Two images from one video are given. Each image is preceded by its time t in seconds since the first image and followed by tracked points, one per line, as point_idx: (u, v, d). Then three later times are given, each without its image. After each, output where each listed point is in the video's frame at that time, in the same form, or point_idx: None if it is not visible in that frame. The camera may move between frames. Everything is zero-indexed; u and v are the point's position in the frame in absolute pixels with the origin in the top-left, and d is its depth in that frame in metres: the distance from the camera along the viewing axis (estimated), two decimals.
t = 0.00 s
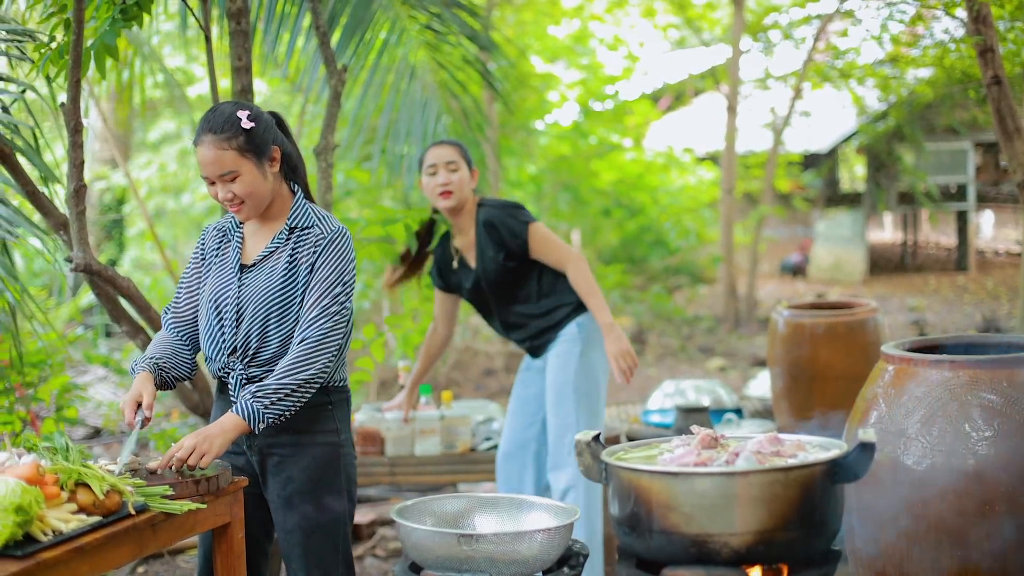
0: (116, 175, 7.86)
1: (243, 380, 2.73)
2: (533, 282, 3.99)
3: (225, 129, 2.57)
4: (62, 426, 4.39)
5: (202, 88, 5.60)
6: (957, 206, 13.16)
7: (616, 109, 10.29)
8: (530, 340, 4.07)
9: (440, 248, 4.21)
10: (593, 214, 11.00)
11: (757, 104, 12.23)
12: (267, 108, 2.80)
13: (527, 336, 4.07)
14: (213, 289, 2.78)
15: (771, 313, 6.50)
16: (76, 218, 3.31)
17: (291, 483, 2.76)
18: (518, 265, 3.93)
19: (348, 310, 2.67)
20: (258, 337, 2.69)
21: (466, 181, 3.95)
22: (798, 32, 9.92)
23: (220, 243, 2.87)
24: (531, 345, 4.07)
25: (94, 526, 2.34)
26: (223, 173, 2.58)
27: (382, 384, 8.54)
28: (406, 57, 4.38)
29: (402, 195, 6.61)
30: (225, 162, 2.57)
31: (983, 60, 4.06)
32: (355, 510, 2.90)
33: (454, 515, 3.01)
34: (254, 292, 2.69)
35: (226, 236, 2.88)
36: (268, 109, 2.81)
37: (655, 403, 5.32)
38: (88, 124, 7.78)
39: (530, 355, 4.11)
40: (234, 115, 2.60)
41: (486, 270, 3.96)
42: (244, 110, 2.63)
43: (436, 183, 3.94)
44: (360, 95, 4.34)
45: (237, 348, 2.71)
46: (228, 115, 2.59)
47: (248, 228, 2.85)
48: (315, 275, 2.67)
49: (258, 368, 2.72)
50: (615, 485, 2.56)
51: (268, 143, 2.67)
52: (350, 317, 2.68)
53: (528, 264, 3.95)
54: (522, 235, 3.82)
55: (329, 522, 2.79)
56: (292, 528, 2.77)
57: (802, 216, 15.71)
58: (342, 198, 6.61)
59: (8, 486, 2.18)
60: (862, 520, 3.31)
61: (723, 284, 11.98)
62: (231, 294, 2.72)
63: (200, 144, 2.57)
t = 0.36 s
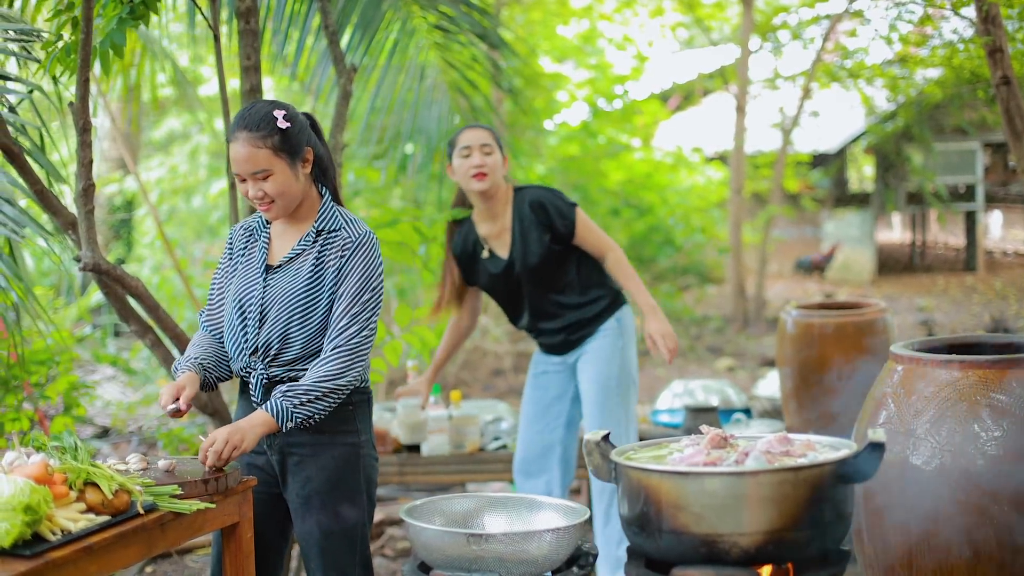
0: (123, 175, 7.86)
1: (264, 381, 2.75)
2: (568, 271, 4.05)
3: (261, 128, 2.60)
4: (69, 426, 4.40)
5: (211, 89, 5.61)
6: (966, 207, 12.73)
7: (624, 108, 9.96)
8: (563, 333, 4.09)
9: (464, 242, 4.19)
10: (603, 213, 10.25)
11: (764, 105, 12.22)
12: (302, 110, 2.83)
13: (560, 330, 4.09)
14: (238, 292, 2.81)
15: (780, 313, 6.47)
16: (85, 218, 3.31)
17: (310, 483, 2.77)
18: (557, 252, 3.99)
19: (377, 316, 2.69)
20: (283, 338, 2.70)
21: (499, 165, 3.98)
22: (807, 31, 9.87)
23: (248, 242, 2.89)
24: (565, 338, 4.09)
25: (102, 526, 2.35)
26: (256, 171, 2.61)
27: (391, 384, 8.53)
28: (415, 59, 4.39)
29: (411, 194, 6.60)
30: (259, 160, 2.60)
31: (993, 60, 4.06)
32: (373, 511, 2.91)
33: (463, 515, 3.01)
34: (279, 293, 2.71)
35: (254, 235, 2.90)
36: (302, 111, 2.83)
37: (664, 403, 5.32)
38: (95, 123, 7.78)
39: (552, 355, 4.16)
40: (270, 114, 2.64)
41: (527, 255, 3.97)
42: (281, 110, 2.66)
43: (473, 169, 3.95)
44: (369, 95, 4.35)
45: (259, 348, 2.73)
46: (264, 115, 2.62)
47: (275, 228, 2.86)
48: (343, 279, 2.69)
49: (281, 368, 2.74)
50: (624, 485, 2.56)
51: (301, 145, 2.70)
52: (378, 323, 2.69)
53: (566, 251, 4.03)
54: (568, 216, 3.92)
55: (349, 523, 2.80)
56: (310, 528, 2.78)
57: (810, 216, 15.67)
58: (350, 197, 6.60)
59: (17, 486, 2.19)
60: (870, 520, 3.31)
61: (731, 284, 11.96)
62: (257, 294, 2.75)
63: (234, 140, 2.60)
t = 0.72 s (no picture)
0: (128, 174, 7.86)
1: (281, 381, 2.76)
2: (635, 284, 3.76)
3: (276, 127, 2.61)
4: (75, 426, 4.40)
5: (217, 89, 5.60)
6: (970, 207, 12.86)
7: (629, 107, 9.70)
8: (617, 344, 3.73)
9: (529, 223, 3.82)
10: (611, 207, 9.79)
11: (769, 105, 12.21)
12: (316, 110, 2.84)
13: (614, 342, 3.74)
14: (253, 291, 2.81)
15: (785, 313, 6.47)
16: (89, 217, 3.31)
17: (326, 482, 2.77)
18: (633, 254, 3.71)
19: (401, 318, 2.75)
20: (300, 338, 2.72)
21: (589, 147, 3.71)
22: (811, 32, 9.88)
23: (261, 240, 2.89)
24: (615, 351, 3.73)
25: (106, 526, 2.35)
26: (270, 171, 2.60)
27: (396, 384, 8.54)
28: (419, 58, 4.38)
29: (416, 193, 6.60)
30: (273, 160, 2.60)
31: (998, 60, 4.05)
32: (386, 509, 2.91)
33: (469, 514, 3.01)
34: (297, 293, 2.72)
35: (265, 234, 2.90)
36: (316, 111, 2.83)
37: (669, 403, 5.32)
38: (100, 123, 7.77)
39: (587, 368, 3.80)
40: (284, 114, 2.64)
41: (606, 249, 3.67)
42: (295, 110, 2.67)
43: (563, 144, 3.66)
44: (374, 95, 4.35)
45: (277, 348, 2.74)
46: (279, 114, 2.63)
47: (289, 228, 2.86)
48: (367, 281, 2.72)
49: (298, 368, 2.74)
50: (629, 485, 2.55)
51: (315, 145, 2.70)
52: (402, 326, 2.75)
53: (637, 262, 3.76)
54: (654, 220, 3.69)
55: (363, 522, 2.80)
56: (325, 527, 2.78)
57: (816, 216, 15.64)
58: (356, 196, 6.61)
59: (20, 486, 2.19)
60: (876, 520, 3.31)
61: (737, 284, 11.96)
62: (273, 295, 2.75)
63: (249, 140, 2.60)
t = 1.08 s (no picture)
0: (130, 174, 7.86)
1: (278, 379, 2.77)
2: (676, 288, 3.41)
3: (277, 129, 2.61)
4: (76, 425, 4.40)
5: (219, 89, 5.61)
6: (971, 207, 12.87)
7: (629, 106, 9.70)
8: (647, 353, 3.36)
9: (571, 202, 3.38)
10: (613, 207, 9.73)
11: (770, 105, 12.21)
12: (318, 110, 2.84)
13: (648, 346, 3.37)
14: (255, 288, 2.81)
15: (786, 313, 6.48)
16: (90, 217, 3.31)
17: (322, 484, 2.78)
18: (680, 258, 3.31)
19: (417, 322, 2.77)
20: (301, 335, 2.72)
21: (648, 140, 3.26)
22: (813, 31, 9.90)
23: (263, 237, 2.90)
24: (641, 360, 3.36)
25: (107, 526, 2.35)
26: (271, 172, 2.61)
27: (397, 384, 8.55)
28: (421, 57, 4.38)
29: (417, 194, 6.62)
30: (274, 161, 2.60)
31: (999, 60, 4.04)
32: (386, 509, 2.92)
33: (470, 514, 3.01)
34: (297, 292, 2.72)
35: (269, 231, 2.90)
36: (318, 112, 2.84)
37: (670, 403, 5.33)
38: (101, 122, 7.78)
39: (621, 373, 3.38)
40: (285, 114, 2.64)
41: (653, 248, 3.31)
42: (297, 110, 2.67)
43: (620, 133, 3.22)
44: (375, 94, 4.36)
45: (277, 345, 2.75)
46: (280, 115, 2.63)
47: (290, 227, 2.87)
48: (378, 282, 2.73)
49: (296, 367, 2.75)
50: (630, 485, 2.55)
51: (317, 145, 2.70)
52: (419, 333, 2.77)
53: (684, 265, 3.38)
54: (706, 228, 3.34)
55: (360, 522, 2.81)
56: (322, 528, 2.81)
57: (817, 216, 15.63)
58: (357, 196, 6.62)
59: (21, 486, 2.19)
60: (877, 521, 3.31)
61: (738, 284, 11.96)
62: (274, 293, 2.75)
63: (250, 141, 2.61)
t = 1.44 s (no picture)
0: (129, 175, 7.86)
1: (272, 378, 2.77)
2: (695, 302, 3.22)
3: (269, 129, 2.61)
4: (75, 426, 4.41)
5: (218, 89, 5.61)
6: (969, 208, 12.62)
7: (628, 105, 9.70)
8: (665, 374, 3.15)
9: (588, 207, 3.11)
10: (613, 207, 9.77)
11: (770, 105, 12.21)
12: (311, 111, 2.84)
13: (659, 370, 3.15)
14: (248, 287, 2.81)
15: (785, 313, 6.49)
16: (89, 217, 3.31)
17: (316, 486, 2.78)
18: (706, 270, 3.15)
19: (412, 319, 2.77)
20: (294, 333, 2.71)
21: (664, 140, 3.05)
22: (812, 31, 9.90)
23: (256, 237, 2.90)
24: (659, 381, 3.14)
25: (106, 527, 2.35)
26: (263, 172, 2.60)
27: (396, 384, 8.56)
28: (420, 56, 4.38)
29: (416, 194, 6.62)
30: (266, 161, 2.60)
31: (998, 60, 4.03)
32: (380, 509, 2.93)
33: (469, 515, 3.00)
34: (290, 292, 2.72)
35: (262, 230, 2.91)
36: (310, 112, 2.84)
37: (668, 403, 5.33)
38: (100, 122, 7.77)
39: (627, 400, 3.16)
40: (277, 115, 2.64)
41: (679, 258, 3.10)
42: (288, 110, 2.67)
43: (632, 129, 3.01)
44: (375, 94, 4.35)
45: (270, 345, 2.75)
46: (272, 115, 2.63)
47: (284, 227, 2.87)
48: (373, 281, 2.72)
49: (290, 368, 2.75)
50: (629, 486, 2.55)
51: (309, 146, 2.70)
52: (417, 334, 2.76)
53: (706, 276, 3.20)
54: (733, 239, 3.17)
55: (356, 523, 2.83)
56: (317, 530, 2.81)
57: (817, 216, 15.63)
58: (356, 196, 6.63)
59: (19, 487, 2.19)
60: (875, 522, 3.31)
61: (738, 284, 11.96)
62: (267, 293, 2.76)
63: (242, 142, 2.61)
